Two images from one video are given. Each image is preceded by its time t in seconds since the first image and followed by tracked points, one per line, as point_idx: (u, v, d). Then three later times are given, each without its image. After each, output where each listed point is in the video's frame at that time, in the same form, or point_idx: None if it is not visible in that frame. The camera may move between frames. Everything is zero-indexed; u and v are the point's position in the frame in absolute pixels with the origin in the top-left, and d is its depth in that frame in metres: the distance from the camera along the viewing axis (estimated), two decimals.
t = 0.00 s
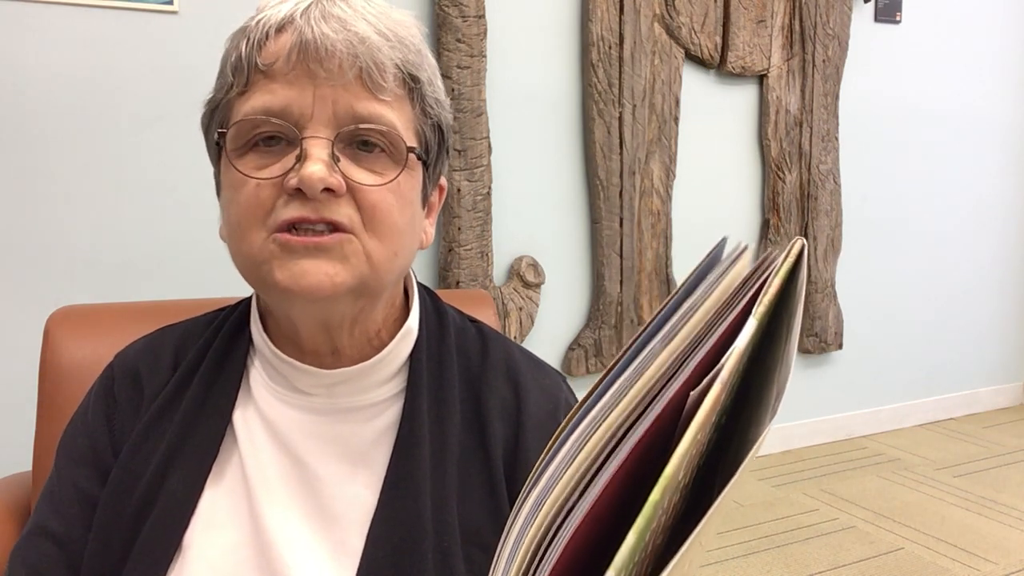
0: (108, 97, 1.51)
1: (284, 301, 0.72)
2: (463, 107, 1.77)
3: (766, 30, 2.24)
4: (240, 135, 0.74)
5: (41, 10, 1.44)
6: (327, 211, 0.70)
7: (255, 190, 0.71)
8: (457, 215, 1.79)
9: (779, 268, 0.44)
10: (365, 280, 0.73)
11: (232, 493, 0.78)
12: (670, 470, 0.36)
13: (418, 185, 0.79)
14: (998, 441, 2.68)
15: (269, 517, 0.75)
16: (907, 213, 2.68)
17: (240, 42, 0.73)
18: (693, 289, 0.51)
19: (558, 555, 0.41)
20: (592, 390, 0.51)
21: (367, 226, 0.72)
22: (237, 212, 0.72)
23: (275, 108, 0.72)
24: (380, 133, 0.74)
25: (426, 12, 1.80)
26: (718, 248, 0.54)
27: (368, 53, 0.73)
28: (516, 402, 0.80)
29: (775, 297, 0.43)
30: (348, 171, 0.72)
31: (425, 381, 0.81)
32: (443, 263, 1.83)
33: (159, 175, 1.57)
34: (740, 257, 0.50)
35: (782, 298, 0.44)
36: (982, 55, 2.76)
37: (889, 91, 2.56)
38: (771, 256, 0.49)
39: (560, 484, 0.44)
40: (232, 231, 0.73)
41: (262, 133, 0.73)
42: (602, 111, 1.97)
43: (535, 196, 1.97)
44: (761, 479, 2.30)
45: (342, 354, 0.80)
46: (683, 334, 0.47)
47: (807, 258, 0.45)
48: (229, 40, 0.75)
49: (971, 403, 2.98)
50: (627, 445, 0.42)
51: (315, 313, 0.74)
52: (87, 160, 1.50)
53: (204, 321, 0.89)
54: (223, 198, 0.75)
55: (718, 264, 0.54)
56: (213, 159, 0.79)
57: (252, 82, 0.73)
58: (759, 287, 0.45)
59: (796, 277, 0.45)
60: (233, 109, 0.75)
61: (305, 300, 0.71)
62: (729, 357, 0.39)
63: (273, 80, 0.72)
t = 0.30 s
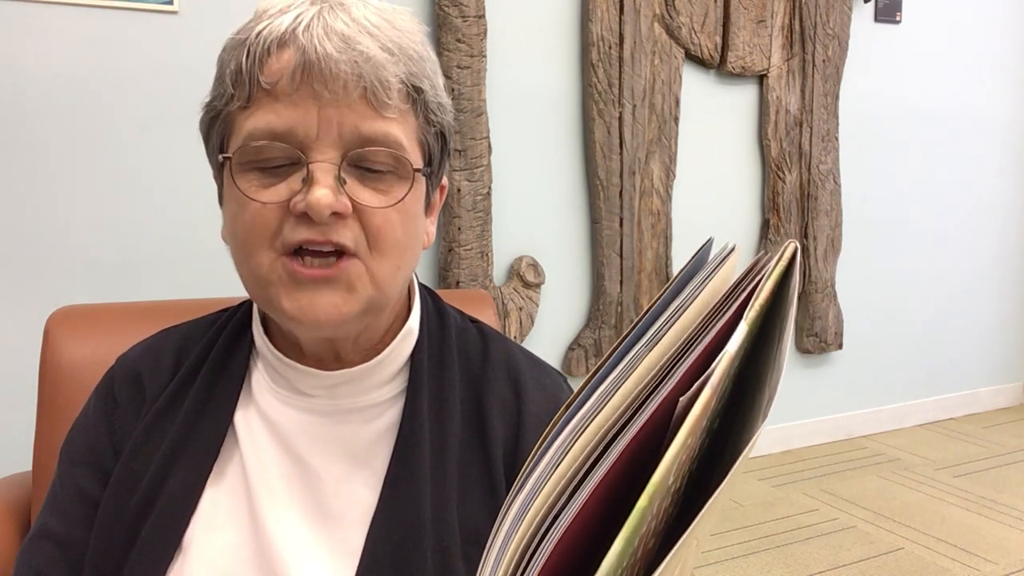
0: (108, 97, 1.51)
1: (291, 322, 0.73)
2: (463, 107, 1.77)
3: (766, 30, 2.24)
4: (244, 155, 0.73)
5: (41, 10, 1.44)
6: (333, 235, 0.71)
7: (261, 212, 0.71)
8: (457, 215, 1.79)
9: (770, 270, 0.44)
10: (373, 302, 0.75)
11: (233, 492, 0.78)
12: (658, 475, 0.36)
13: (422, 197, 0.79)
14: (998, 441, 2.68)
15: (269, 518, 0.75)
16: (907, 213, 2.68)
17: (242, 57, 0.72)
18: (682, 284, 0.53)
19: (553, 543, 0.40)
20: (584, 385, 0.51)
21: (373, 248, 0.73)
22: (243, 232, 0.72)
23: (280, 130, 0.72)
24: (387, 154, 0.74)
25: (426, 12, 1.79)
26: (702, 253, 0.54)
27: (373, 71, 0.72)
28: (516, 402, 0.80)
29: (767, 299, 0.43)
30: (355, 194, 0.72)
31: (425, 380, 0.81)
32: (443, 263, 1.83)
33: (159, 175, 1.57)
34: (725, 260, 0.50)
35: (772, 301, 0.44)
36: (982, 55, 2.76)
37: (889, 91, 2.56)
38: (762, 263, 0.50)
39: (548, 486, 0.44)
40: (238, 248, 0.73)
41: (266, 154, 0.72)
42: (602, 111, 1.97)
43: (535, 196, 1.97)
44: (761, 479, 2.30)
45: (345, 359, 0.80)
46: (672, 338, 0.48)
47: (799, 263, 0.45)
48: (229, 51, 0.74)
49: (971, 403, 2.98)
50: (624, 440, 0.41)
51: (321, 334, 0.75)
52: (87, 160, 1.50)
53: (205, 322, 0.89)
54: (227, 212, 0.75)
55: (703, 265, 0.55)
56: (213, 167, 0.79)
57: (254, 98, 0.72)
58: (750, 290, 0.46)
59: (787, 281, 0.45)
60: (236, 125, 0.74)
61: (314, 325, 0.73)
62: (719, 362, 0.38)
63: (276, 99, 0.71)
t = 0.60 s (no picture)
0: (108, 97, 1.51)
1: (292, 324, 0.73)
2: (463, 107, 1.77)
3: (766, 30, 2.24)
4: (239, 157, 0.73)
5: (41, 10, 1.44)
6: (332, 236, 0.71)
7: (258, 215, 0.71)
8: (456, 215, 1.79)
9: (768, 261, 0.45)
10: (376, 300, 0.75)
11: (231, 493, 0.78)
12: (661, 463, 0.36)
13: (420, 193, 0.78)
14: (998, 441, 2.68)
15: (268, 518, 0.75)
16: (907, 213, 2.68)
17: (234, 59, 0.72)
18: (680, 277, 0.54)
19: (555, 536, 0.40)
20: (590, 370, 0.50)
21: (373, 244, 0.73)
22: (241, 236, 0.72)
23: (274, 131, 0.72)
24: (384, 152, 0.74)
25: (426, 12, 1.79)
26: (699, 243, 0.55)
27: (366, 69, 0.71)
28: (517, 399, 0.80)
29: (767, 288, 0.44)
30: (352, 193, 0.72)
31: (425, 377, 0.81)
32: (443, 263, 1.83)
33: (159, 175, 1.57)
34: (722, 252, 0.51)
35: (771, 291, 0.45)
36: (982, 55, 2.76)
37: (889, 91, 2.56)
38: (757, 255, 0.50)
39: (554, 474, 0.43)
40: (237, 251, 0.73)
41: (262, 156, 0.72)
42: (602, 111, 1.97)
43: (535, 196, 1.97)
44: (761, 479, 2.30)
45: (346, 359, 0.80)
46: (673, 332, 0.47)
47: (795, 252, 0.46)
48: (221, 54, 0.74)
49: (971, 403, 2.98)
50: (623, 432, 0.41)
51: (324, 335, 0.75)
52: (87, 160, 1.50)
53: (204, 323, 0.90)
54: (226, 215, 0.75)
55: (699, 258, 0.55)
56: (210, 170, 0.79)
57: (247, 100, 0.73)
58: (749, 280, 0.46)
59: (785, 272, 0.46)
60: (230, 127, 0.74)
61: (314, 325, 0.72)
62: (719, 350, 0.38)
63: (269, 100, 0.71)
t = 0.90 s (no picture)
0: (107, 97, 1.51)
1: (281, 325, 0.72)
2: (463, 107, 1.77)
3: (766, 30, 2.24)
4: (228, 154, 0.73)
5: (41, 10, 1.44)
6: (319, 233, 0.70)
7: (247, 211, 0.71)
8: (456, 215, 1.79)
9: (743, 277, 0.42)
10: (362, 303, 0.74)
11: (230, 494, 0.78)
12: (629, 490, 0.35)
13: (411, 191, 0.78)
14: (998, 441, 2.68)
15: (267, 519, 0.75)
16: (907, 213, 2.68)
17: (224, 57, 0.73)
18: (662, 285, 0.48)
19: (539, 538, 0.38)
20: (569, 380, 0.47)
21: (361, 244, 0.73)
22: (231, 233, 0.72)
23: (261, 126, 0.71)
24: (371, 147, 0.73)
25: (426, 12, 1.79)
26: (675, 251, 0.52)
27: (351, 63, 0.72)
28: (513, 399, 0.81)
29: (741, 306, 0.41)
30: (338, 188, 0.72)
31: (422, 376, 0.81)
32: (443, 263, 1.83)
33: (158, 175, 1.56)
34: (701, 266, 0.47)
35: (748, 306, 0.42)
36: (982, 55, 2.76)
37: (890, 91, 2.56)
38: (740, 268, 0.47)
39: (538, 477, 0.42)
40: (228, 250, 0.73)
41: (251, 153, 0.72)
42: (602, 111, 1.97)
43: (535, 196, 1.97)
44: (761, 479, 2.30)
45: (341, 360, 0.80)
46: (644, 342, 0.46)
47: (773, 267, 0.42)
48: (212, 53, 0.75)
49: (971, 403, 2.98)
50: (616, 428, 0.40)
51: (314, 337, 0.74)
52: (86, 160, 1.50)
53: (203, 322, 0.90)
54: (216, 213, 0.75)
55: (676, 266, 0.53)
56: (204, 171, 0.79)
57: (236, 97, 0.73)
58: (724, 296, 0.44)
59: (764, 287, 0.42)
60: (220, 124, 0.74)
61: (303, 327, 0.72)
62: (690, 372, 0.37)
63: (257, 95, 0.71)
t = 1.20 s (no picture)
0: (107, 96, 1.51)
1: (277, 317, 0.72)
2: (463, 107, 1.77)
3: (766, 30, 2.24)
4: (227, 152, 0.73)
5: (41, 10, 1.44)
6: (315, 232, 0.70)
7: (245, 208, 0.70)
8: (456, 215, 1.79)
9: (722, 272, 0.43)
10: (358, 294, 0.74)
11: (231, 494, 0.78)
12: (605, 486, 0.34)
13: (408, 190, 0.78)
14: (998, 441, 2.68)
15: (267, 519, 0.75)
16: (908, 214, 2.68)
17: (224, 58, 0.73)
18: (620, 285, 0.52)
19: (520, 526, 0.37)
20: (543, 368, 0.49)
21: (357, 239, 0.72)
22: (230, 231, 0.72)
23: (259, 126, 0.71)
24: (368, 147, 0.73)
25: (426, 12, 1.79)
26: (636, 250, 0.54)
27: (349, 64, 0.72)
28: (513, 399, 0.81)
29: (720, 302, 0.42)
30: (335, 188, 0.71)
31: (422, 376, 0.81)
32: (443, 263, 1.83)
33: (159, 174, 1.57)
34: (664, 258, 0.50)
35: (725, 300, 0.43)
36: (982, 54, 2.76)
37: (890, 91, 2.56)
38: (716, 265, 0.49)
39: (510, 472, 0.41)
40: (227, 243, 0.72)
41: (250, 152, 0.72)
42: (601, 111, 1.97)
43: (535, 196, 1.97)
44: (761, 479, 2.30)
45: (339, 361, 0.80)
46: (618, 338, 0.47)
47: (750, 263, 0.45)
48: (213, 54, 0.75)
49: (971, 403, 2.98)
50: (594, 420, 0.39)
51: (309, 331, 0.74)
52: (87, 159, 1.50)
53: (203, 323, 0.90)
54: (216, 210, 0.74)
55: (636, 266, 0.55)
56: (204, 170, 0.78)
57: (235, 96, 0.73)
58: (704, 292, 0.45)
59: (741, 281, 0.45)
60: (221, 123, 0.74)
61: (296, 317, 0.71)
62: (669, 367, 0.37)
63: (256, 95, 0.72)
